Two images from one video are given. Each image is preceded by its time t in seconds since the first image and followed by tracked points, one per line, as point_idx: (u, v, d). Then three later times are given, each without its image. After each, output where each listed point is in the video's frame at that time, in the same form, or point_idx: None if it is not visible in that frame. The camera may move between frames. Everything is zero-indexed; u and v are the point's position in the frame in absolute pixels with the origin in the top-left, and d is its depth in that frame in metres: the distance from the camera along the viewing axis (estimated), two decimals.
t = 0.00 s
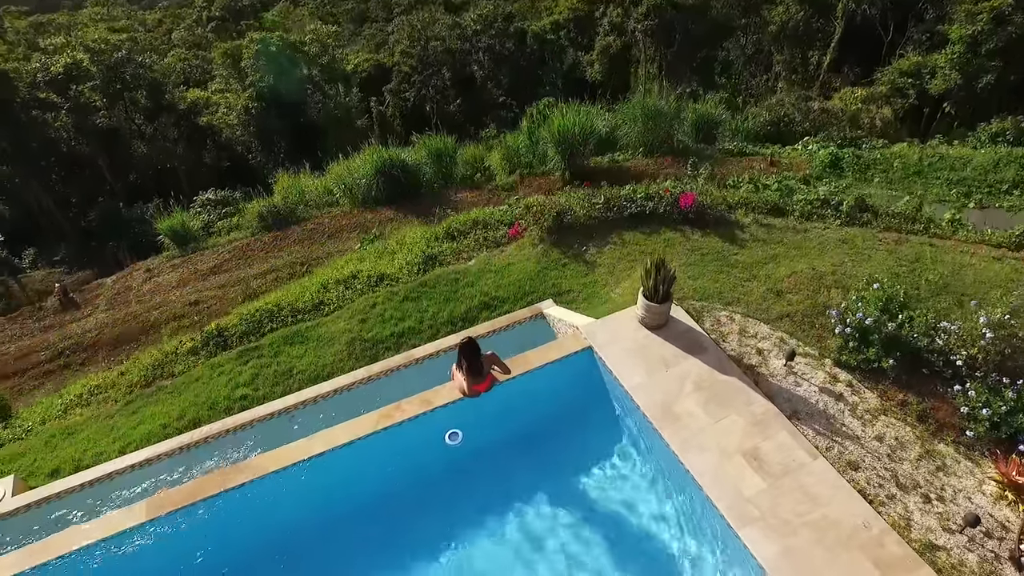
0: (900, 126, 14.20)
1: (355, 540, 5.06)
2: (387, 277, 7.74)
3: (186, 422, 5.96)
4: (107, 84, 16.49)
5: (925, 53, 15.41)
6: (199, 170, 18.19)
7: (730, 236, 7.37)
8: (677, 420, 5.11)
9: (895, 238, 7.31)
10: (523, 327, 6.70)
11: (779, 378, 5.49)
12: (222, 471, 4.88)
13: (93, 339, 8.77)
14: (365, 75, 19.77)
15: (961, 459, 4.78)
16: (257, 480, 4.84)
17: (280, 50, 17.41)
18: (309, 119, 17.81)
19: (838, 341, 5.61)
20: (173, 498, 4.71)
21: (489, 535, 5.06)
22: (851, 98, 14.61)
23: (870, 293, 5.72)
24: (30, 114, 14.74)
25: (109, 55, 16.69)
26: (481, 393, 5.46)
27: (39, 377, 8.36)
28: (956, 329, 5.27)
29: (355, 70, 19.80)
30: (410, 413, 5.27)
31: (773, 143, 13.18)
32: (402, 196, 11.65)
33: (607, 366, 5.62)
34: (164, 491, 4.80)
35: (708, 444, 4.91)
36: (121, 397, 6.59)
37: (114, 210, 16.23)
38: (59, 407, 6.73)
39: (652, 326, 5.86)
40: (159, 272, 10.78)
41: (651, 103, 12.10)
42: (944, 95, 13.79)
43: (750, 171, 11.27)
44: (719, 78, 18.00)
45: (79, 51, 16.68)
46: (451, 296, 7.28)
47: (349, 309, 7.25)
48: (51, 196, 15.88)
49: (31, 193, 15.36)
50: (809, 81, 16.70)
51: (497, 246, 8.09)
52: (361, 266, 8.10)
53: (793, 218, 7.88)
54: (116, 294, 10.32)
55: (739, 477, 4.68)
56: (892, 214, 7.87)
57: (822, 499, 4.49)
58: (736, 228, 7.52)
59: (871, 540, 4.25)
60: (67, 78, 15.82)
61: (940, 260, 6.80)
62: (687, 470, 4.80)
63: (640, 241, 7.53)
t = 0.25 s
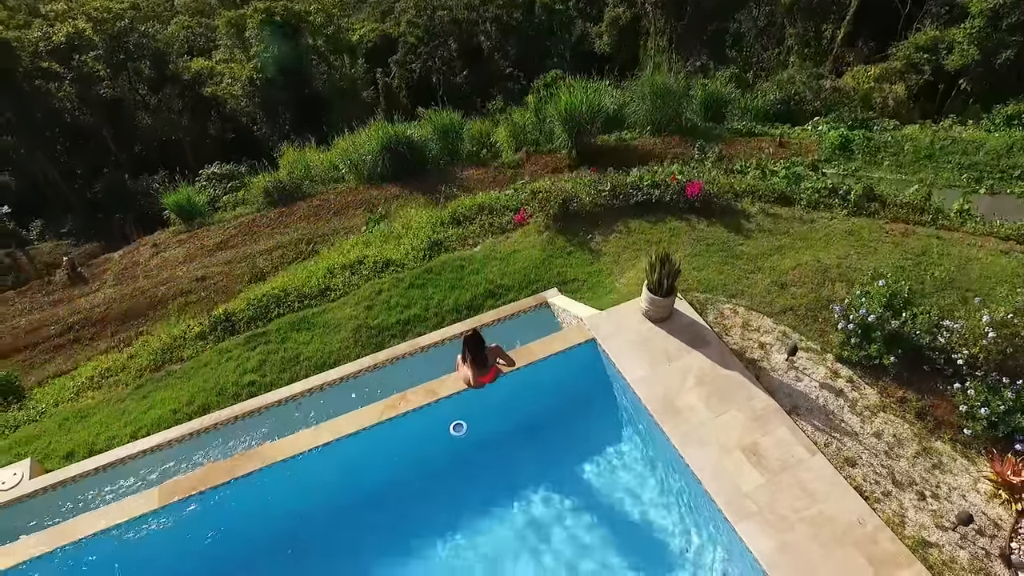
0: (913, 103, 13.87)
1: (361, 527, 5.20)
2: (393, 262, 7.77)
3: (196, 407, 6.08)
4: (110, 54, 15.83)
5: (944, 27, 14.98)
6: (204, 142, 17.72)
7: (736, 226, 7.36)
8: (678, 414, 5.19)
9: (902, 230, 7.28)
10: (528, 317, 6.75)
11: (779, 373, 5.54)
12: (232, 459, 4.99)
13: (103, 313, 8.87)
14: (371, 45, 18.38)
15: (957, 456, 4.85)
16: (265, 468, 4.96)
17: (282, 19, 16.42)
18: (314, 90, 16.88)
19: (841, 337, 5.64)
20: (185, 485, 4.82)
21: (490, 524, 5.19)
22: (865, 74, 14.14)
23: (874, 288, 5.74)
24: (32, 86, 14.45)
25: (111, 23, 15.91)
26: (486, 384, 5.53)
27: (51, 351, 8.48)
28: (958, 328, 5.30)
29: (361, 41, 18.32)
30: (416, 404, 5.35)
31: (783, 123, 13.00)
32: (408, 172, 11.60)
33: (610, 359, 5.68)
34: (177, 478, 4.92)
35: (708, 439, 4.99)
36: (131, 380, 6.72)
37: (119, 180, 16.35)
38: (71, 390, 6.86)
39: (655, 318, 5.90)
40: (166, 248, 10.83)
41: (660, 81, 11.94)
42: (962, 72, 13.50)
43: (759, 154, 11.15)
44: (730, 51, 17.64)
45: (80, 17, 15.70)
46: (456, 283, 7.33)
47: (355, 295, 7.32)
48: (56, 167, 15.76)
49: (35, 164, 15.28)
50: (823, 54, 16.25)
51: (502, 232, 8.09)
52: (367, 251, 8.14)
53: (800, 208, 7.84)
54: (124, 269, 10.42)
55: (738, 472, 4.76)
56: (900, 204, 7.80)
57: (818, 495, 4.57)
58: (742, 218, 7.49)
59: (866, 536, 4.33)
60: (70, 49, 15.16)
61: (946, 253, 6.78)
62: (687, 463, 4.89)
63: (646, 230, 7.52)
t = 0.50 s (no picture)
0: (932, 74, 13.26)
1: (369, 511, 5.37)
2: (401, 247, 7.81)
3: (207, 390, 6.22)
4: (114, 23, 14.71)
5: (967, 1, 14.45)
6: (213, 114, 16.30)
7: (743, 216, 7.34)
8: (680, 407, 5.26)
9: (910, 222, 7.23)
10: (534, 305, 6.81)
11: (781, 367, 5.60)
12: (243, 445, 5.13)
13: (112, 288, 9.14)
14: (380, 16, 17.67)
15: (954, 454, 4.92)
16: (275, 454, 5.08)
17: None
18: (322, 61, 16.30)
19: (844, 333, 5.68)
20: (198, 469, 4.96)
21: (494, 511, 5.33)
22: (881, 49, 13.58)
23: (879, 284, 5.75)
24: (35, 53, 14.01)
25: None
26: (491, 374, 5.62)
27: (62, 324, 8.76)
28: (962, 328, 5.33)
29: (368, 10, 17.26)
30: (423, 393, 5.45)
31: (795, 103, 12.79)
32: (415, 149, 11.56)
33: (614, 350, 5.75)
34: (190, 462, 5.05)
35: (709, 433, 5.08)
36: (144, 361, 6.87)
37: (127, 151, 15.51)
38: (85, 368, 7.01)
39: (660, 310, 5.95)
40: (175, 222, 10.88)
41: (672, 57, 11.78)
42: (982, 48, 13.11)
43: (770, 137, 11.01)
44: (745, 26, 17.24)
45: None
46: (463, 270, 7.38)
47: (363, 280, 7.39)
48: (65, 138, 14.95)
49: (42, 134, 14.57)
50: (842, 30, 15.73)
51: (510, 218, 8.10)
52: (376, 235, 8.18)
53: (808, 198, 7.80)
54: (133, 243, 10.51)
55: (737, 467, 4.85)
56: (910, 195, 7.73)
57: (814, 491, 4.66)
58: (750, 208, 7.47)
59: (860, 532, 4.43)
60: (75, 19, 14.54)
61: (954, 248, 6.75)
62: (687, 456, 4.99)
63: (653, 218, 7.51)
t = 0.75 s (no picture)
0: (949, 55, 13.00)
1: (378, 493, 5.56)
2: (410, 231, 7.88)
3: (219, 373, 6.36)
4: None
5: None
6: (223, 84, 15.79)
7: (752, 206, 7.35)
8: (683, 399, 5.35)
9: (920, 214, 7.21)
10: (541, 292, 6.88)
11: (784, 361, 5.67)
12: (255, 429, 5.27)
13: (122, 262, 9.27)
14: None
15: (951, 450, 5.01)
16: (287, 437, 5.23)
17: None
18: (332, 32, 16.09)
19: (848, 328, 5.74)
20: (212, 452, 5.10)
21: (498, 495, 5.49)
22: (899, 29, 13.32)
23: (885, 280, 5.80)
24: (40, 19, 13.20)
25: None
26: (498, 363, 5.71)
27: (73, 295, 8.91)
28: (965, 325, 5.38)
29: None
30: (431, 381, 5.56)
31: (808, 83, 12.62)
32: (424, 124, 11.57)
33: (619, 341, 5.83)
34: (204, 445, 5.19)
35: (710, 424, 5.17)
36: (157, 342, 7.01)
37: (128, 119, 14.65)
38: (101, 348, 7.15)
39: (666, 302, 6.01)
40: (183, 196, 10.91)
41: (685, 34, 11.71)
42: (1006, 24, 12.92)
43: (782, 119, 10.89)
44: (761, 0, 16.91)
45: None
46: (471, 255, 7.44)
47: (372, 264, 7.47)
48: (70, 107, 14.11)
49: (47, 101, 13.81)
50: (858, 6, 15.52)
51: (519, 202, 8.13)
52: (385, 218, 8.24)
53: (818, 187, 7.77)
54: (142, 216, 10.57)
55: (737, 458, 4.95)
56: (920, 186, 7.70)
57: (811, 484, 4.76)
58: (759, 197, 7.47)
59: (855, 525, 4.54)
60: None
61: (963, 242, 6.75)
62: (688, 447, 5.09)
63: (662, 206, 7.53)
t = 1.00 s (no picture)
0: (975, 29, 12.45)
1: (387, 471, 5.75)
2: (420, 214, 7.93)
3: (232, 353, 6.51)
4: None
5: None
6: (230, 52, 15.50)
7: (761, 194, 7.35)
8: (687, 388, 5.46)
9: (930, 206, 7.20)
10: (549, 277, 6.95)
11: (787, 352, 5.76)
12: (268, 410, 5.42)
13: (133, 234, 9.37)
14: None
15: (948, 444, 5.11)
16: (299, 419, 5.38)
17: None
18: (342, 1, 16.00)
19: (852, 321, 5.81)
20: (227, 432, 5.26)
21: (504, 477, 5.67)
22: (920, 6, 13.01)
23: (891, 274, 5.85)
24: None
25: None
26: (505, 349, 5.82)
27: (85, 266, 9.05)
28: (969, 322, 5.44)
29: None
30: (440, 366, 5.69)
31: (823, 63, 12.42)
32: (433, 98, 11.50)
33: (625, 330, 5.93)
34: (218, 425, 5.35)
35: (712, 414, 5.28)
36: (171, 320, 7.15)
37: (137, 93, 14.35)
38: (116, 325, 7.30)
39: (673, 291, 6.08)
40: (193, 168, 10.94)
41: (700, 11, 11.58)
42: None
43: (796, 101, 10.77)
44: None
45: None
46: (481, 239, 7.50)
47: (382, 246, 7.55)
48: (77, 74, 13.74)
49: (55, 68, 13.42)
50: None
51: (528, 186, 8.15)
52: (396, 200, 8.30)
53: (828, 175, 7.76)
54: (152, 188, 10.62)
55: (737, 448, 5.07)
56: (932, 177, 7.69)
57: (809, 475, 4.88)
58: (768, 186, 7.47)
59: (850, 515, 4.67)
60: None
61: (971, 236, 6.75)
62: (690, 436, 5.21)
63: (671, 193, 7.55)
